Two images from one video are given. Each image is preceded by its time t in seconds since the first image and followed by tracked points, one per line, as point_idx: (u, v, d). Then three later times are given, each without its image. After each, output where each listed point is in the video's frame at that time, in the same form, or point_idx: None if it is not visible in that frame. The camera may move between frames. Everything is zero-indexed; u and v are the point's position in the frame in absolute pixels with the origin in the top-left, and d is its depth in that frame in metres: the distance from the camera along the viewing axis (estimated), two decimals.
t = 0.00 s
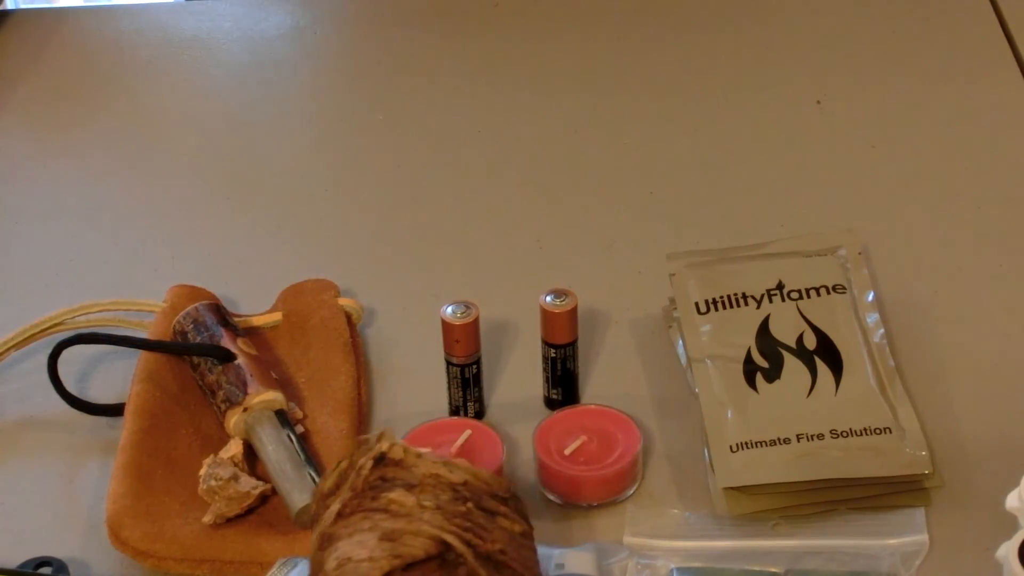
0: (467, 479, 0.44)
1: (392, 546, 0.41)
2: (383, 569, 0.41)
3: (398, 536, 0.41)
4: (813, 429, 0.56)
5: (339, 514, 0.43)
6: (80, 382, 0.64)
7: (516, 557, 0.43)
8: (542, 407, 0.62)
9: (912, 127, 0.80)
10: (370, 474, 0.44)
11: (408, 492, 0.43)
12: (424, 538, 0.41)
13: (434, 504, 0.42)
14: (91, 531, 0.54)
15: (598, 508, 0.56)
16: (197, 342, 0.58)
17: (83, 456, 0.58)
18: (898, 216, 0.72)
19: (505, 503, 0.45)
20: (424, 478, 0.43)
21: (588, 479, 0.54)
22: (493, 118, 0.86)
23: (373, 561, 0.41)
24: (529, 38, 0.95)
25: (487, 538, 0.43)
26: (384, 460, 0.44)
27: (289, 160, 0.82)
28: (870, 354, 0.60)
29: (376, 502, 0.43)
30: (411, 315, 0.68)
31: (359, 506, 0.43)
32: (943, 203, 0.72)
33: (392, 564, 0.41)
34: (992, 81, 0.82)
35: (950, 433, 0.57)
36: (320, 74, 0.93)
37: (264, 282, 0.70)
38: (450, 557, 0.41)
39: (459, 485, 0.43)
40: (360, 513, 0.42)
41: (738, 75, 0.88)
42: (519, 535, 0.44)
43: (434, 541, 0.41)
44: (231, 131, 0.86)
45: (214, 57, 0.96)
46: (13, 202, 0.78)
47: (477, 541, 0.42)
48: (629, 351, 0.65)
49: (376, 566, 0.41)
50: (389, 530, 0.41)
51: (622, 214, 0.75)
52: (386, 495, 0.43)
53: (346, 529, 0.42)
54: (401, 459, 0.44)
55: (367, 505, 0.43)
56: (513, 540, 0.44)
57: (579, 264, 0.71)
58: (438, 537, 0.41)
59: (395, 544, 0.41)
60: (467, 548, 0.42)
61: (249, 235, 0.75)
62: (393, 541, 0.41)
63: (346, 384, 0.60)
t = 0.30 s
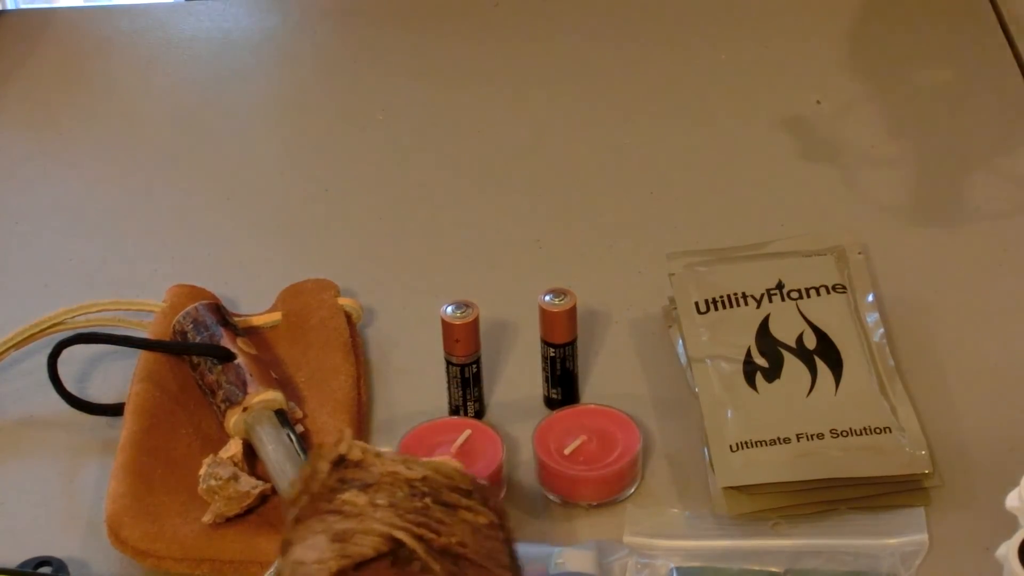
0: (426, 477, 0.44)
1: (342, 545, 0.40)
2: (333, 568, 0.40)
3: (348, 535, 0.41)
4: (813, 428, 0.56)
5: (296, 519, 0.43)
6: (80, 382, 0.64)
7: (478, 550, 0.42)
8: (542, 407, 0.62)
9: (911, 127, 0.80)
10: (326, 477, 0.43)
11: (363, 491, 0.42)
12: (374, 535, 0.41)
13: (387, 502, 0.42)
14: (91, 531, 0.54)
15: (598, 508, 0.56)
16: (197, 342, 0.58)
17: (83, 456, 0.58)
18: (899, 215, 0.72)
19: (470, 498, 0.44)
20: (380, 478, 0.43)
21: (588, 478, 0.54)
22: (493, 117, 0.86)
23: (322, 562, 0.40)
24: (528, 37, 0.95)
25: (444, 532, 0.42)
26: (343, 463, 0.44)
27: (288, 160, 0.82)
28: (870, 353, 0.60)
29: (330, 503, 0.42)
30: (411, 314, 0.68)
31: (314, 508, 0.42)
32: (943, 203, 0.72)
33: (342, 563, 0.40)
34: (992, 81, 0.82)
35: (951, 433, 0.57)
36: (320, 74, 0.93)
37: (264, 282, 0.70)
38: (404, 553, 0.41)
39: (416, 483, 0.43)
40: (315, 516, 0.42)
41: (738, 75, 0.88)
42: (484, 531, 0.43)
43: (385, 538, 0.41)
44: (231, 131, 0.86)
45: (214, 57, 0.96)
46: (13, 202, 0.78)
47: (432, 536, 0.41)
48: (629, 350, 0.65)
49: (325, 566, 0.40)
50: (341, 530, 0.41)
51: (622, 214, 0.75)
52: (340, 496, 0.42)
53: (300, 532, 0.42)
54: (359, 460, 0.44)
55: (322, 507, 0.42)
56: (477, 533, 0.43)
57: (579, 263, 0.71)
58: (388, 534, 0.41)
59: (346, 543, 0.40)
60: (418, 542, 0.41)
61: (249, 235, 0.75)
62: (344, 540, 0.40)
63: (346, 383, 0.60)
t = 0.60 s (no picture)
0: (184, 501, 0.46)
1: (100, 550, 0.42)
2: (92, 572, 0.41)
3: (108, 545, 0.42)
4: (813, 428, 0.56)
5: (51, 526, 0.43)
6: (80, 382, 0.63)
7: None
8: (542, 407, 0.62)
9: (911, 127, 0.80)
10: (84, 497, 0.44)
11: (122, 506, 0.44)
12: (134, 547, 0.42)
13: (148, 519, 0.44)
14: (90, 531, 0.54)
15: (597, 508, 0.56)
16: (197, 342, 0.58)
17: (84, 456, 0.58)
18: (898, 216, 0.72)
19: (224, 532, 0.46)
20: (141, 497, 0.45)
21: (588, 478, 0.54)
22: (493, 117, 0.86)
23: (80, 568, 0.41)
24: (528, 37, 0.95)
25: (197, 554, 0.44)
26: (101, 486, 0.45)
27: (287, 160, 0.83)
28: (870, 354, 0.60)
29: (90, 514, 0.43)
30: (411, 314, 0.68)
31: (72, 519, 0.43)
32: (942, 204, 0.72)
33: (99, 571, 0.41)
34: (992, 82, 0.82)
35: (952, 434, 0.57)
36: (320, 74, 0.93)
37: (265, 283, 0.70)
38: (158, 570, 0.42)
39: (176, 505, 0.45)
40: (73, 525, 0.43)
41: (738, 75, 0.88)
42: (233, 560, 0.46)
43: (144, 551, 0.42)
44: (230, 131, 0.86)
45: (214, 57, 0.96)
46: (12, 203, 0.78)
47: (188, 555, 0.43)
48: (629, 351, 0.65)
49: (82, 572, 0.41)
50: (99, 540, 0.42)
51: (621, 214, 0.75)
52: (103, 508, 0.44)
53: (55, 540, 0.42)
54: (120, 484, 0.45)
55: (81, 517, 0.43)
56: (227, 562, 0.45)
57: (579, 264, 0.71)
58: (148, 547, 0.42)
59: (103, 551, 0.42)
60: (177, 557, 0.43)
61: (248, 235, 0.75)
62: (104, 546, 0.42)
63: (346, 382, 0.60)
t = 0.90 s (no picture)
0: (202, 544, 0.47)
1: None
2: None
3: None
4: (813, 429, 0.56)
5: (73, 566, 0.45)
6: (80, 382, 0.64)
7: None
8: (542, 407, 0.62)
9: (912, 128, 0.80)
10: (105, 533, 0.46)
11: (142, 549, 0.46)
12: None
13: (167, 564, 0.45)
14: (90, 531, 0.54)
15: (598, 508, 0.56)
16: (196, 342, 0.58)
17: (84, 456, 0.58)
18: (897, 217, 0.72)
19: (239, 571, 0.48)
20: (159, 540, 0.46)
21: (588, 479, 0.54)
22: (493, 117, 0.86)
23: None
24: (528, 37, 0.96)
25: None
26: (122, 524, 0.46)
27: (288, 160, 0.83)
28: (869, 354, 0.59)
29: (109, 558, 0.45)
30: (411, 315, 0.68)
31: (93, 561, 0.45)
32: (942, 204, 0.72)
33: None
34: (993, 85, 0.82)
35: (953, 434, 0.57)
36: (319, 75, 0.93)
37: (265, 283, 0.70)
38: None
39: (194, 548, 0.47)
40: (93, 568, 0.45)
41: (739, 75, 0.88)
42: None
43: None
44: (229, 131, 0.86)
45: (214, 57, 0.96)
46: (12, 203, 0.78)
47: None
48: (629, 351, 0.65)
49: None
50: None
51: (622, 214, 0.75)
52: (121, 552, 0.45)
53: None
54: (141, 523, 0.47)
55: (101, 561, 0.45)
56: None
57: (579, 264, 0.71)
58: None
59: None
60: None
61: (248, 236, 0.75)
62: None
63: (346, 382, 0.60)
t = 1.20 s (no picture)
0: (201, 499, 0.47)
1: (126, 539, 0.43)
2: (117, 560, 0.43)
3: (133, 533, 0.44)
4: (812, 428, 0.57)
5: (80, 523, 0.45)
6: (80, 383, 0.64)
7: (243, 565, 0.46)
8: (542, 408, 0.62)
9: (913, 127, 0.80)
10: (108, 490, 0.46)
11: (145, 501, 0.46)
12: (158, 534, 0.44)
13: (169, 513, 0.45)
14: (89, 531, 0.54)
15: (597, 509, 0.56)
16: (196, 342, 0.58)
17: (84, 457, 0.58)
18: (898, 216, 0.72)
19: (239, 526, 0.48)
20: (161, 494, 0.46)
21: (588, 479, 0.55)
22: (492, 116, 0.87)
23: (107, 553, 0.43)
24: (528, 36, 0.96)
25: (216, 542, 0.46)
26: (124, 481, 0.47)
27: (288, 160, 0.83)
28: (869, 354, 0.59)
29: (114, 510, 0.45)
30: (411, 314, 0.68)
31: (99, 515, 0.45)
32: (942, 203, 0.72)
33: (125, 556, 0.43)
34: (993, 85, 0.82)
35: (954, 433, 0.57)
36: (319, 74, 0.93)
37: (266, 283, 0.70)
38: (180, 555, 0.44)
39: (194, 502, 0.47)
40: (99, 520, 0.45)
41: (739, 75, 0.88)
42: (249, 552, 0.47)
43: (167, 538, 0.44)
44: (230, 131, 0.86)
45: (213, 56, 0.96)
46: (12, 203, 0.79)
47: (207, 544, 0.45)
48: (629, 351, 0.65)
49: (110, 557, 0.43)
50: (126, 529, 0.44)
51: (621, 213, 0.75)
52: (125, 504, 0.45)
53: (85, 535, 0.44)
54: (141, 480, 0.47)
55: (106, 513, 0.45)
56: (244, 553, 0.47)
57: (579, 264, 0.71)
58: (171, 534, 0.44)
59: (130, 538, 0.44)
60: (197, 547, 0.44)
61: (249, 235, 0.75)
62: (128, 536, 0.44)
63: (346, 381, 0.60)
